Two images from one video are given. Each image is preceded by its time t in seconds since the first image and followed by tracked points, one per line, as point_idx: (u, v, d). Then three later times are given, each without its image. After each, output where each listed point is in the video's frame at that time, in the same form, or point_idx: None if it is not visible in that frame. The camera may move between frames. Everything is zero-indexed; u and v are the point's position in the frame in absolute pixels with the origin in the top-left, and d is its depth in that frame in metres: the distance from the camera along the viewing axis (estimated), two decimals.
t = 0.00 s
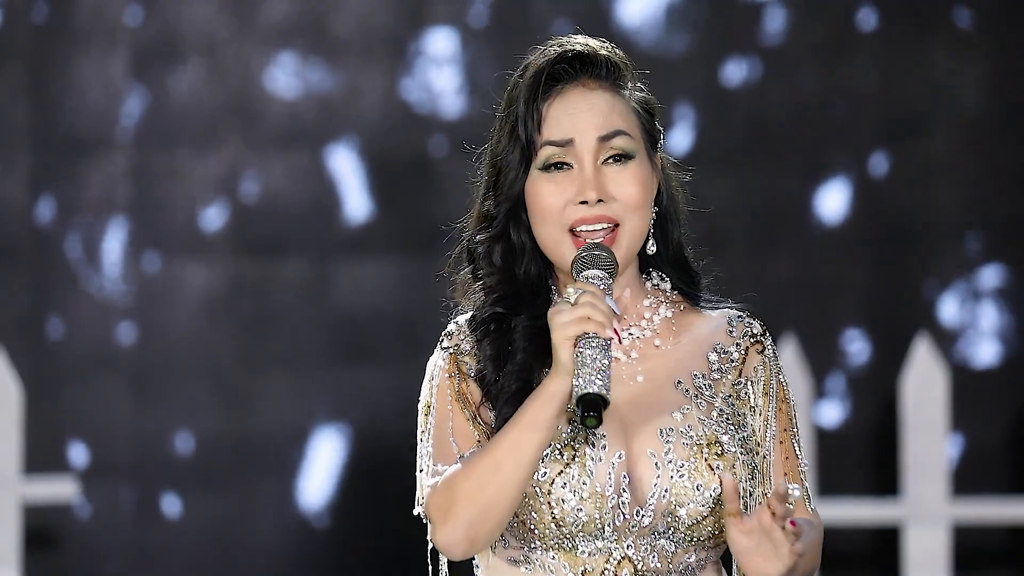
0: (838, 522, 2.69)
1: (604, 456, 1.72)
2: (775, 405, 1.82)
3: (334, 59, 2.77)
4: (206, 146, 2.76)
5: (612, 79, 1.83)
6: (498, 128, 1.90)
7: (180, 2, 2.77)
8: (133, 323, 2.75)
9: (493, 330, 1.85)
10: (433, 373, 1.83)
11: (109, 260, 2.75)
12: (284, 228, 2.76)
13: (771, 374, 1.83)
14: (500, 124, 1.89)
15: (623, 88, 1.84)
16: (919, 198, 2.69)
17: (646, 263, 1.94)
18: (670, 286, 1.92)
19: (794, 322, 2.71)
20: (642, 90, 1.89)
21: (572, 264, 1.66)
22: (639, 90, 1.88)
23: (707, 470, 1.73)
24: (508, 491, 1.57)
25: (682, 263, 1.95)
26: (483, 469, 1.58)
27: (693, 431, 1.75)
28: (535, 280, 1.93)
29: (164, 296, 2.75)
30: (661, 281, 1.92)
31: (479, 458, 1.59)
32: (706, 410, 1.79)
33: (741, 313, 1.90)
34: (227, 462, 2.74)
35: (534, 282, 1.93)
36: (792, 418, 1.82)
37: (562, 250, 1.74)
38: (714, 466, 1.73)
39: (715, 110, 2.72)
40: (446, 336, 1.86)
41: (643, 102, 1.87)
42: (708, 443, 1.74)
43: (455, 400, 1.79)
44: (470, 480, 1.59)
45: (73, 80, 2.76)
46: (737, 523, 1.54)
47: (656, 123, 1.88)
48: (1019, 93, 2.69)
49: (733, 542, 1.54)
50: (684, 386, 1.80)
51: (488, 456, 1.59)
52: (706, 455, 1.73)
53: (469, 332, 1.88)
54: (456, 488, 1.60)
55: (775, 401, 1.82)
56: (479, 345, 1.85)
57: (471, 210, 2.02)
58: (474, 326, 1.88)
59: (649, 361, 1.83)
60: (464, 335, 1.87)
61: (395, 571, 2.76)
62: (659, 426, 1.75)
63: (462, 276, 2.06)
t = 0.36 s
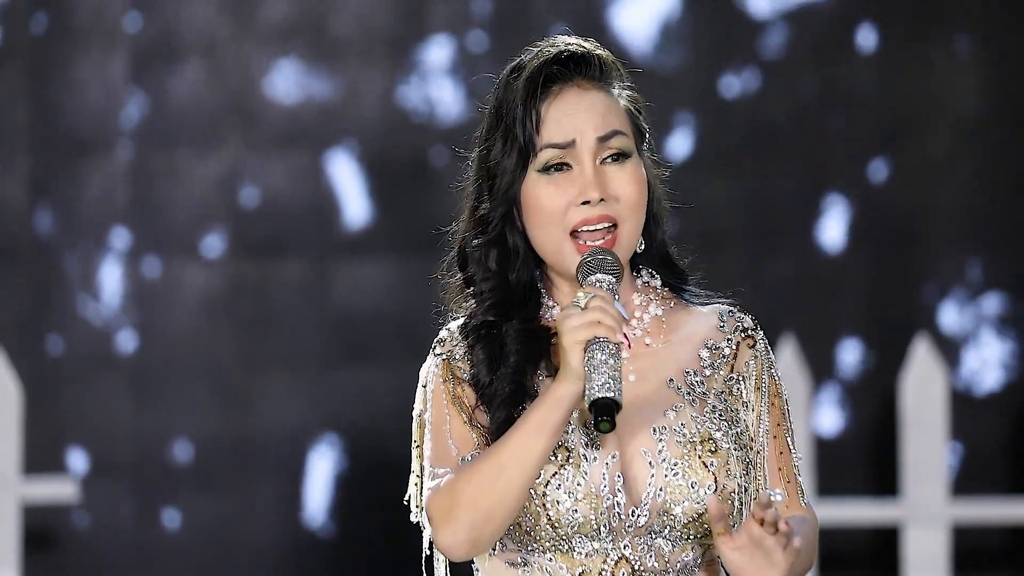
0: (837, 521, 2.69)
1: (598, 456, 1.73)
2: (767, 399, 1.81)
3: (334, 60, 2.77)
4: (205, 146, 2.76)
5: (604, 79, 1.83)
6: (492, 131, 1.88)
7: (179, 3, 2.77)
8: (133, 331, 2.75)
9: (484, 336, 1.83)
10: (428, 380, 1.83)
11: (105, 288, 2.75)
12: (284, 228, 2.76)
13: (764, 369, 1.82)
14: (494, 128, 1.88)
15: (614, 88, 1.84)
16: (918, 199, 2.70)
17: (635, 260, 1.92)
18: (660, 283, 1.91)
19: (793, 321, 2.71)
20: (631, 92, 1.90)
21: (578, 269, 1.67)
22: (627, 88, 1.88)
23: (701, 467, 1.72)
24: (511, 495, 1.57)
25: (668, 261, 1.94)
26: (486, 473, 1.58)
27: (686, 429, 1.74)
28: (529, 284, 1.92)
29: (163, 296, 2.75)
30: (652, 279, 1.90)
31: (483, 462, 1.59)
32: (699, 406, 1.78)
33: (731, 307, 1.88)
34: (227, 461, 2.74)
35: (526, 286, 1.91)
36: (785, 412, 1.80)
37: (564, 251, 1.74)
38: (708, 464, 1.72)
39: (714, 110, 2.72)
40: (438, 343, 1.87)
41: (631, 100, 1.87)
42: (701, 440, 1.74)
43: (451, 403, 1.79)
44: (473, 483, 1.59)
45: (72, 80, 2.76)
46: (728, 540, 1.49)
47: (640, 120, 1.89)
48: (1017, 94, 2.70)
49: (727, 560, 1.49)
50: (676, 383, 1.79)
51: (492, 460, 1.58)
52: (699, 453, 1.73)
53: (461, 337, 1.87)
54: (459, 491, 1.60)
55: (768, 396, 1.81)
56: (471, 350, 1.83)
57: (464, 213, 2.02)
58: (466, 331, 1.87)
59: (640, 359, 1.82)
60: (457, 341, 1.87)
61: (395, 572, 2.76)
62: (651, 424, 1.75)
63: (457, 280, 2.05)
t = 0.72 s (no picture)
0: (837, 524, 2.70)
1: (589, 460, 1.72)
2: (758, 394, 1.79)
3: (334, 60, 2.77)
4: (205, 147, 2.76)
5: (590, 86, 1.77)
6: (479, 144, 1.82)
7: (178, 3, 2.76)
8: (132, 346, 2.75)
9: (473, 348, 1.82)
10: (418, 394, 1.82)
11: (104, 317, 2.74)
12: (284, 229, 2.76)
13: (753, 363, 1.80)
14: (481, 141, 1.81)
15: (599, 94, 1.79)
16: (918, 199, 2.71)
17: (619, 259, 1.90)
18: (646, 280, 1.89)
19: (794, 321, 2.72)
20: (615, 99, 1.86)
21: (578, 278, 1.64)
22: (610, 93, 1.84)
23: (692, 466, 1.72)
24: (511, 506, 1.57)
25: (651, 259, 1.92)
26: (487, 481, 1.58)
27: (675, 429, 1.74)
28: (517, 295, 1.88)
29: (163, 296, 2.75)
30: (638, 276, 1.88)
31: (483, 471, 1.58)
32: (688, 405, 1.77)
33: (717, 302, 1.86)
34: (227, 461, 2.75)
35: (513, 299, 1.87)
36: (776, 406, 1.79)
37: (559, 264, 1.71)
38: (699, 462, 1.72)
39: (714, 110, 2.72)
40: (428, 356, 1.85)
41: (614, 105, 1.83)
42: (692, 438, 1.73)
43: (443, 414, 1.79)
44: (473, 492, 1.58)
45: (70, 80, 2.75)
46: None
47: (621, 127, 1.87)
48: (1015, 95, 2.71)
49: None
50: (664, 383, 1.78)
51: (493, 469, 1.58)
52: (690, 451, 1.72)
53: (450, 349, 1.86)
54: (459, 500, 1.60)
55: (758, 390, 1.79)
56: (460, 362, 1.82)
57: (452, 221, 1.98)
58: (454, 343, 1.85)
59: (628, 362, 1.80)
60: (446, 353, 1.85)
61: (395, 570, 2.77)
62: (641, 425, 1.75)
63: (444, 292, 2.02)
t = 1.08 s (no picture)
0: (837, 525, 2.71)
1: (579, 466, 1.73)
2: (748, 390, 1.78)
3: (334, 60, 2.77)
4: (205, 147, 2.76)
5: (563, 90, 1.82)
6: (456, 155, 1.87)
7: (178, 3, 2.76)
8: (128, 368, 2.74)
9: (461, 358, 1.86)
10: (409, 406, 1.86)
11: (99, 346, 2.74)
12: (285, 229, 2.77)
13: (741, 360, 1.80)
14: (457, 151, 1.86)
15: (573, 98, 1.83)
16: (917, 199, 2.71)
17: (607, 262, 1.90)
18: (636, 283, 1.89)
19: (793, 322, 2.71)
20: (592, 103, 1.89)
21: (561, 284, 1.66)
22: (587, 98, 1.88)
23: (682, 467, 1.71)
24: (503, 513, 1.57)
25: (640, 260, 1.92)
26: (479, 489, 1.58)
27: (664, 430, 1.74)
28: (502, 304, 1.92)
29: (160, 296, 2.75)
30: (627, 280, 1.89)
31: (475, 480, 1.59)
32: (677, 405, 1.77)
33: (706, 301, 1.86)
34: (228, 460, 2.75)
35: (499, 308, 1.91)
36: (766, 399, 1.78)
37: (542, 268, 1.73)
38: (689, 462, 1.71)
39: (715, 110, 2.71)
40: (418, 368, 1.89)
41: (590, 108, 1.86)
42: (681, 438, 1.73)
43: (434, 424, 1.82)
44: (466, 501, 1.59)
45: (69, 80, 2.75)
46: None
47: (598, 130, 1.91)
48: (1015, 95, 2.72)
49: None
50: (653, 385, 1.79)
51: (484, 476, 1.59)
52: (680, 452, 1.72)
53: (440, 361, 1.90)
54: (452, 509, 1.61)
55: (748, 387, 1.78)
56: (449, 372, 1.86)
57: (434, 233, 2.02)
58: (442, 354, 1.89)
59: (616, 366, 1.81)
60: (435, 364, 1.89)
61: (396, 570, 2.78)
62: (630, 427, 1.75)
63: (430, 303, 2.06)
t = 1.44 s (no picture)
0: (836, 525, 2.71)
1: (571, 467, 1.73)
2: (741, 387, 1.79)
3: (333, 61, 2.77)
4: (204, 148, 2.76)
5: (542, 86, 1.84)
6: (438, 154, 1.89)
7: (177, 3, 2.76)
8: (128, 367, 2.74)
9: (453, 359, 1.87)
10: (404, 409, 1.87)
11: (98, 373, 2.74)
12: (284, 229, 2.77)
13: (733, 358, 1.80)
14: (440, 150, 1.88)
15: (553, 93, 1.85)
16: (916, 199, 2.71)
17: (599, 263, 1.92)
18: (629, 283, 1.90)
19: (792, 322, 2.71)
20: (573, 100, 1.93)
21: (550, 280, 1.67)
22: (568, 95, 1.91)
23: (674, 467, 1.71)
24: (495, 510, 1.57)
25: (631, 261, 1.94)
26: (470, 487, 1.58)
27: (656, 430, 1.73)
28: (490, 303, 1.94)
29: (158, 296, 2.75)
30: (620, 279, 1.89)
31: (466, 477, 1.59)
32: (669, 405, 1.77)
33: (699, 300, 1.87)
34: (227, 460, 2.75)
35: (487, 307, 1.93)
36: (760, 396, 1.80)
37: (529, 261, 1.74)
38: (680, 462, 1.71)
39: (714, 110, 2.72)
40: (412, 370, 1.90)
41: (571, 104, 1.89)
42: (673, 439, 1.73)
43: (428, 425, 1.83)
44: (458, 499, 1.59)
45: (68, 80, 2.75)
46: None
47: (580, 125, 1.92)
48: (1014, 95, 2.72)
49: None
50: (645, 385, 1.78)
51: (475, 474, 1.59)
52: (671, 452, 1.72)
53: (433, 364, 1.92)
54: (444, 507, 1.61)
55: (740, 384, 1.79)
56: (441, 374, 1.87)
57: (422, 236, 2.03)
58: (434, 356, 1.90)
59: (608, 366, 1.81)
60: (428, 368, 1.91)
61: (396, 570, 2.78)
62: (621, 428, 1.74)
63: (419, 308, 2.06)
